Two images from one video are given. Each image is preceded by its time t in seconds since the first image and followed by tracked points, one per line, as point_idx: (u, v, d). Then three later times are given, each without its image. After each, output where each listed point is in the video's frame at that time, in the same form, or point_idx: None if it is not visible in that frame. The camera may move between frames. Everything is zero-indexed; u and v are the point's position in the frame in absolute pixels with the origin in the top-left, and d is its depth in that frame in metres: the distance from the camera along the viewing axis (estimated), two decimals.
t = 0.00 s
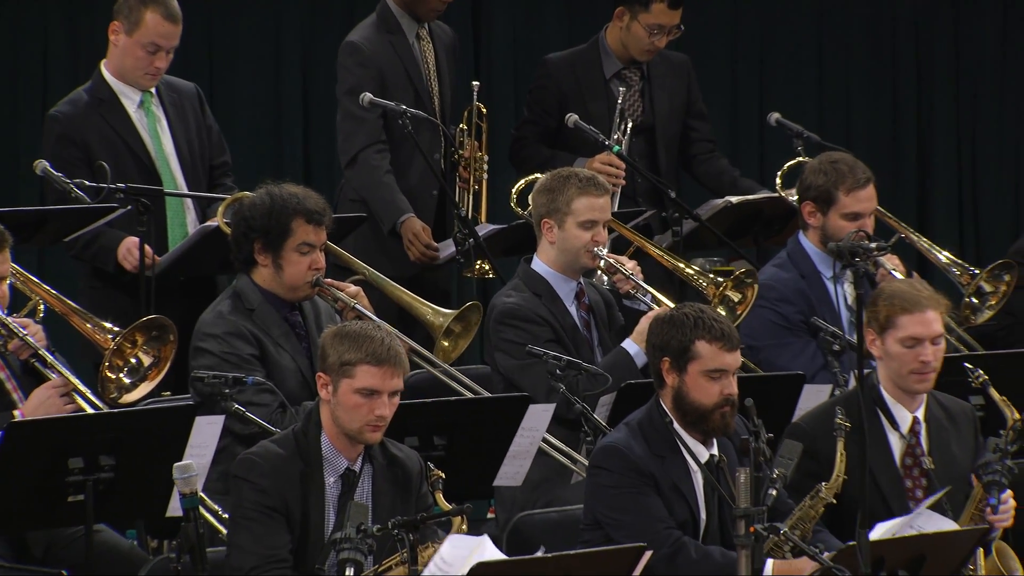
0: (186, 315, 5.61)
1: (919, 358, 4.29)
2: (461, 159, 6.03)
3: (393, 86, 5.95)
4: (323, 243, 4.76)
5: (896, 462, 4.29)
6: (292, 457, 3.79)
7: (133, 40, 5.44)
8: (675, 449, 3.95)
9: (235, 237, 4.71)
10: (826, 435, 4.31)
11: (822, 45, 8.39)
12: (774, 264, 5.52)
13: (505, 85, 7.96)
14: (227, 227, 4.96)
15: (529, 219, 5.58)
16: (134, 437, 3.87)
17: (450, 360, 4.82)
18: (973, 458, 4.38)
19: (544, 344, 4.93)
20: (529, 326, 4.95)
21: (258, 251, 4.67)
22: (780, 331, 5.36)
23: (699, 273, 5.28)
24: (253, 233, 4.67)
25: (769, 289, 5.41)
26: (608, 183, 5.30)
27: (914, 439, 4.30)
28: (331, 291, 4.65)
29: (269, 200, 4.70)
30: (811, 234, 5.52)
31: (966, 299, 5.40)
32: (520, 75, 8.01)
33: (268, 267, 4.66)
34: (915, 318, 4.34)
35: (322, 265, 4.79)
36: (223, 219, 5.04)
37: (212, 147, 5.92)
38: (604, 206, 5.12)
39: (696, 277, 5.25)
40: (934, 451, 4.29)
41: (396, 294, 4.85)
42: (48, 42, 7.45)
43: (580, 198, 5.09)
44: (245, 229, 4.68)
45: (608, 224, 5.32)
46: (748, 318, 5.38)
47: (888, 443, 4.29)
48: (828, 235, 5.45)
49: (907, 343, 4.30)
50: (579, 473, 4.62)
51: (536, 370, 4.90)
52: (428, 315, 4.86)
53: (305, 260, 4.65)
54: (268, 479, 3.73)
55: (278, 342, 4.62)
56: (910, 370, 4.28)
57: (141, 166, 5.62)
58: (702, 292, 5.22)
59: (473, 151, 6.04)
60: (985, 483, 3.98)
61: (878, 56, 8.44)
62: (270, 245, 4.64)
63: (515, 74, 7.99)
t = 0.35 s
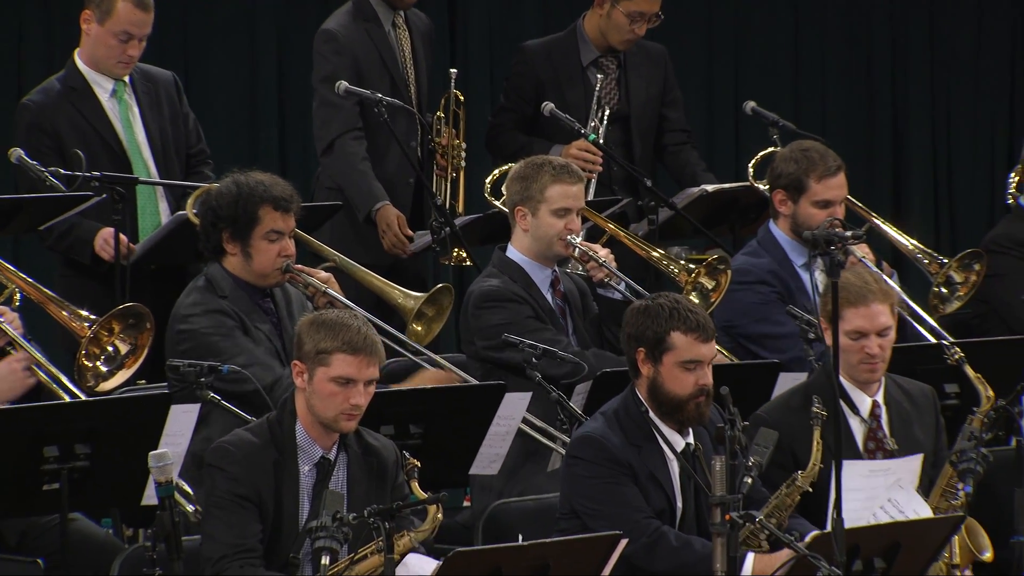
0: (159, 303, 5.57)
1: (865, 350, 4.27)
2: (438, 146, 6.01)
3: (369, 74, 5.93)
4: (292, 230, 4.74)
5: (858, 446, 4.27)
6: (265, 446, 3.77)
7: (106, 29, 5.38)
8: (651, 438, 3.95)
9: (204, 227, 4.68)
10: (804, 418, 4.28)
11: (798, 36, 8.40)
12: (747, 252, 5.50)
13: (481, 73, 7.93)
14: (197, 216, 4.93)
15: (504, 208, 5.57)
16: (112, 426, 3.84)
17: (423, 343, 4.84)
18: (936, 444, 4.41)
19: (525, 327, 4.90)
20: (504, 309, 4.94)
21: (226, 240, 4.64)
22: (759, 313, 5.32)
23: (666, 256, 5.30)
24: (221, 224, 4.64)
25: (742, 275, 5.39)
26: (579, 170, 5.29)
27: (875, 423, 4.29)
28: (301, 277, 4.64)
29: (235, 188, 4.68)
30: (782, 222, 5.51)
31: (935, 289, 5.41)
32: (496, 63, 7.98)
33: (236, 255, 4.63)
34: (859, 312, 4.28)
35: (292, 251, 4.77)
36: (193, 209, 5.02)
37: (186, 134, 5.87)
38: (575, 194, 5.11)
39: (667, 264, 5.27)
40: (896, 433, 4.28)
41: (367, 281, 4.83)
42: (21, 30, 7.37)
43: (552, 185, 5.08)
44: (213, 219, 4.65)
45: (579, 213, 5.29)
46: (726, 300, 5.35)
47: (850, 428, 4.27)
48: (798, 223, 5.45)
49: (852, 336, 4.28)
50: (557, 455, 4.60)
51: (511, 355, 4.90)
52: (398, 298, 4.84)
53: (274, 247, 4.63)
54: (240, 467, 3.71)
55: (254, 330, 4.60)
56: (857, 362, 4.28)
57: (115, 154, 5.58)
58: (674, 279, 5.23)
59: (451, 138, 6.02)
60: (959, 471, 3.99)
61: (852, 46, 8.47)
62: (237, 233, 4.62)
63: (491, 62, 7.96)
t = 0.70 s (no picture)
0: (138, 293, 5.53)
1: (840, 344, 4.29)
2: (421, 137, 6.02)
3: (340, 64, 5.96)
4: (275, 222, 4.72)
5: (835, 437, 4.30)
6: (242, 439, 3.75)
7: (85, 18, 5.34)
8: (631, 430, 3.95)
9: (187, 217, 4.65)
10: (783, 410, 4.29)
11: (776, 27, 8.42)
12: (730, 242, 5.45)
13: (460, 62, 7.91)
14: (179, 207, 4.90)
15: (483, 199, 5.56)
16: (90, 416, 3.83)
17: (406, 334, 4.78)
18: (915, 428, 4.44)
19: (500, 320, 4.89)
20: (488, 302, 4.91)
21: (209, 230, 4.62)
22: (737, 308, 5.29)
23: (652, 250, 5.22)
24: (205, 214, 4.61)
25: (724, 266, 5.34)
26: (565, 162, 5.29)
27: (851, 414, 4.31)
28: (284, 268, 4.61)
29: (220, 179, 4.65)
30: (766, 211, 5.45)
31: (920, 278, 5.38)
32: (474, 53, 7.97)
33: (219, 246, 4.61)
34: (833, 306, 4.30)
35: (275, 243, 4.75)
36: (175, 198, 4.97)
37: (166, 123, 5.84)
38: (561, 185, 5.11)
39: (652, 256, 5.18)
40: (873, 424, 4.32)
41: (349, 271, 4.79)
42: None
43: (538, 176, 5.08)
44: (196, 209, 4.62)
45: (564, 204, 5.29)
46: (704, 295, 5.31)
47: (827, 420, 4.29)
48: (783, 213, 5.38)
49: (826, 329, 4.31)
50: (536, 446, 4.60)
51: (491, 347, 4.87)
52: (382, 289, 4.81)
53: (256, 239, 4.61)
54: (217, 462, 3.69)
55: (235, 321, 4.59)
56: (832, 356, 4.31)
57: (93, 143, 5.55)
58: (659, 271, 5.14)
59: (434, 127, 6.03)
60: (938, 461, 3.97)
61: (829, 38, 8.50)
62: (221, 224, 4.60)
63: (469, 51, 7.93)
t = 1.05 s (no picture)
0: (113, 287, 5.51)
1: (837, 341, 4.30)
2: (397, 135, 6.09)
3: (314, 59, 5.96)
4: (248, 215, 4.71)
5: (824, 432, 4.31)
6: (231, 431, 3.74)
7: (59, 9, 5.30)
8: (608, 423, 3.96)
9: (159, 209, 4.63)
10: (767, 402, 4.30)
11: (751, 21, 8.44)
12: (706, 235, 5.43)
13: (436, 55, 7.89)
14: (152, 199, 4.91)
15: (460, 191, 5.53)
16: (65, 409, 3.81)
17: (378, 329, 4.71)
18: (899, 424, 4.43)
19: (479, 311, 4.88)
20: (463, 294, 4.91)
21: (181, 223, 4.60)
22: (713, 300, 5.27)
23: (628, 242, 5.20)
24: (177, 206, 4.59)
25: (699, 259, 5.33)
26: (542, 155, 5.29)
27: (842, 409, 4.33)
28: (256, 261, 4.59)
29: (193, 171, 4.65)
30: (741, 205, 5.44)
31: (894, 271, 5.40)
32: (450, 45, 7.96)
33: (192, 238, 4.60)
34: (834, 302, 4.31)
35: (248, 235, 4.74)
36: (149, 191, 4.99)
37: (142, 115, 5.81)
38: (537, 177, 5.11)
39: (628, 248, 5.17)
40: (861, 421, 4.33)
41: (322, 264, 4.75)
42: None
43: (515, 168, 5.07)
44: (168, 201, 4.60)
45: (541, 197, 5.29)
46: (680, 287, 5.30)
47: (817, 415, 4.30)
48: (758, 206, 5.37)
49: (825, 325, 4.31)
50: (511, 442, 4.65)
51: (468, 339, 4.87)
52: (355, 283, 4.75)
53: (229, 231, 4.60)
54: (222, 447, 3.69)
55: (209, 314, 4.58)
56: (828, 351, 4.32)
57: (68, 135, 5.52)
58: (635, 263, 5.14)
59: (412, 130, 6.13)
60: (913, 454, 3.94)
61: (804, 32, 8.52)
62: (192, 216, 4.58)
63: (445, 44, 7.91)
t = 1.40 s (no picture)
0: (88, 281, 5.49)
1: (829, 340, 4.28)
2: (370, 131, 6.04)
3: (288, 53, 5.95)
4: (223, 207, 4.70)
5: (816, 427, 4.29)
6: (220, 420, 3.72)
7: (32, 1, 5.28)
8: (584, 415, 3.97)
9: (134, 201, 4.62)
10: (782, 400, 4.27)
11: (725, 16, 8.47)
12: (681, 228, 5.43)
13: (412, 47, 7.87)
14: (127, 192, 4.89)
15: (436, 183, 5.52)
16: (38, 402, 3.80)
17: (352, 322, 4.68)
18: (874, 412, 4.45)
19: (457, 304, 4.88)
20: (440, 286, 4.90)
21: (156, 215, 4.59)
22: (686, 293, 5.26)
23: (606, 236, 5.18)
24: (151, 198, 4.58)
25: (674, 252, 5.33)
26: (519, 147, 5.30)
27: (833, 407, 4.32)
28: (232, 253, 4.60)
29: (168, 163, 4.63)
30: (716, 197, 5.44)
31: (868, 263, 5.42)
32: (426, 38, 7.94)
33: (166, 230, 4.59)
34: (827, 302, 4.28)
35: (224, 227, 4.73)
36: (124, 183, 4.98)
37: (115, 108, 5.78)
38: (514, 169, 5.12)
39: (605, 241, 5.15)
40: (850, 416, 4.31)
41: (296, 257, 4.75)
42: None
43: (492, 160, 5.08)
44: (143, 192, 4.59)
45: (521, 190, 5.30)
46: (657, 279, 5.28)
47: (811, 410, 4.28)
48: (732, 199, 5.37)
49: (817, 324, 4.29)
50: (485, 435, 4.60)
51: (444, 332, 4.88)
52: (330, 275, 4.76)
53: (203, 223, 4.59)
54: (224, 436, 3.70)
55: (184, 306, 4.57)
56: (820, 350, 4.30)
57: (41, 129, 5.49)
58: (613, 256, 5.13)
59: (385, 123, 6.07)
60: (889, 445, 4.03)
61: (778, 27, 8.55)
62: (167, 208, 4.57)
63: (420, 36, 7.89)
